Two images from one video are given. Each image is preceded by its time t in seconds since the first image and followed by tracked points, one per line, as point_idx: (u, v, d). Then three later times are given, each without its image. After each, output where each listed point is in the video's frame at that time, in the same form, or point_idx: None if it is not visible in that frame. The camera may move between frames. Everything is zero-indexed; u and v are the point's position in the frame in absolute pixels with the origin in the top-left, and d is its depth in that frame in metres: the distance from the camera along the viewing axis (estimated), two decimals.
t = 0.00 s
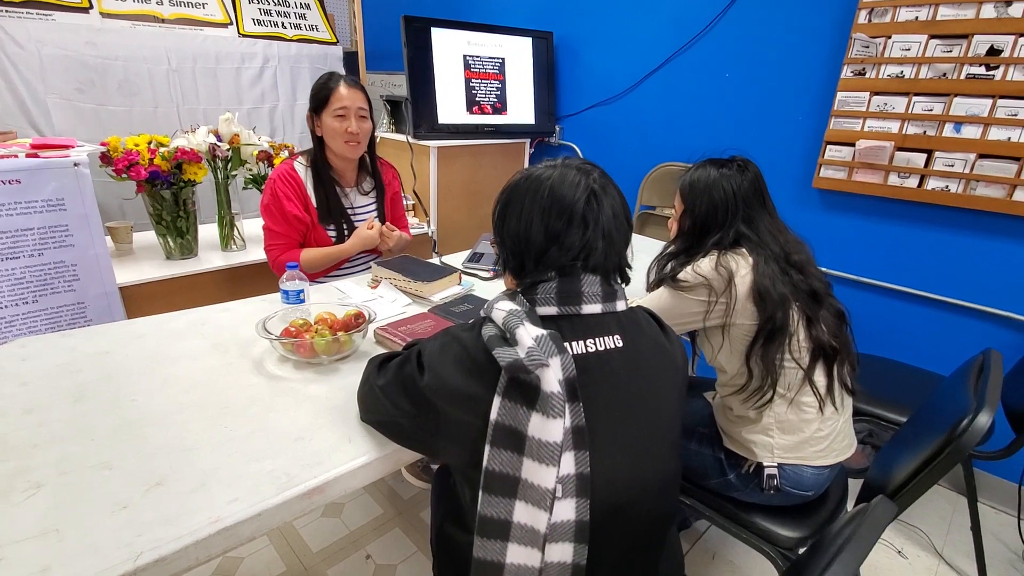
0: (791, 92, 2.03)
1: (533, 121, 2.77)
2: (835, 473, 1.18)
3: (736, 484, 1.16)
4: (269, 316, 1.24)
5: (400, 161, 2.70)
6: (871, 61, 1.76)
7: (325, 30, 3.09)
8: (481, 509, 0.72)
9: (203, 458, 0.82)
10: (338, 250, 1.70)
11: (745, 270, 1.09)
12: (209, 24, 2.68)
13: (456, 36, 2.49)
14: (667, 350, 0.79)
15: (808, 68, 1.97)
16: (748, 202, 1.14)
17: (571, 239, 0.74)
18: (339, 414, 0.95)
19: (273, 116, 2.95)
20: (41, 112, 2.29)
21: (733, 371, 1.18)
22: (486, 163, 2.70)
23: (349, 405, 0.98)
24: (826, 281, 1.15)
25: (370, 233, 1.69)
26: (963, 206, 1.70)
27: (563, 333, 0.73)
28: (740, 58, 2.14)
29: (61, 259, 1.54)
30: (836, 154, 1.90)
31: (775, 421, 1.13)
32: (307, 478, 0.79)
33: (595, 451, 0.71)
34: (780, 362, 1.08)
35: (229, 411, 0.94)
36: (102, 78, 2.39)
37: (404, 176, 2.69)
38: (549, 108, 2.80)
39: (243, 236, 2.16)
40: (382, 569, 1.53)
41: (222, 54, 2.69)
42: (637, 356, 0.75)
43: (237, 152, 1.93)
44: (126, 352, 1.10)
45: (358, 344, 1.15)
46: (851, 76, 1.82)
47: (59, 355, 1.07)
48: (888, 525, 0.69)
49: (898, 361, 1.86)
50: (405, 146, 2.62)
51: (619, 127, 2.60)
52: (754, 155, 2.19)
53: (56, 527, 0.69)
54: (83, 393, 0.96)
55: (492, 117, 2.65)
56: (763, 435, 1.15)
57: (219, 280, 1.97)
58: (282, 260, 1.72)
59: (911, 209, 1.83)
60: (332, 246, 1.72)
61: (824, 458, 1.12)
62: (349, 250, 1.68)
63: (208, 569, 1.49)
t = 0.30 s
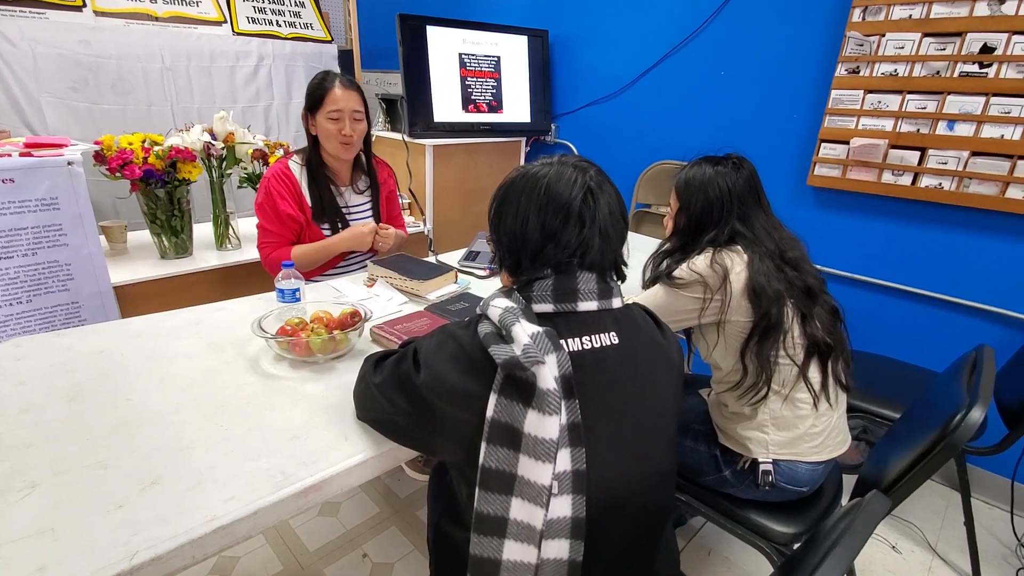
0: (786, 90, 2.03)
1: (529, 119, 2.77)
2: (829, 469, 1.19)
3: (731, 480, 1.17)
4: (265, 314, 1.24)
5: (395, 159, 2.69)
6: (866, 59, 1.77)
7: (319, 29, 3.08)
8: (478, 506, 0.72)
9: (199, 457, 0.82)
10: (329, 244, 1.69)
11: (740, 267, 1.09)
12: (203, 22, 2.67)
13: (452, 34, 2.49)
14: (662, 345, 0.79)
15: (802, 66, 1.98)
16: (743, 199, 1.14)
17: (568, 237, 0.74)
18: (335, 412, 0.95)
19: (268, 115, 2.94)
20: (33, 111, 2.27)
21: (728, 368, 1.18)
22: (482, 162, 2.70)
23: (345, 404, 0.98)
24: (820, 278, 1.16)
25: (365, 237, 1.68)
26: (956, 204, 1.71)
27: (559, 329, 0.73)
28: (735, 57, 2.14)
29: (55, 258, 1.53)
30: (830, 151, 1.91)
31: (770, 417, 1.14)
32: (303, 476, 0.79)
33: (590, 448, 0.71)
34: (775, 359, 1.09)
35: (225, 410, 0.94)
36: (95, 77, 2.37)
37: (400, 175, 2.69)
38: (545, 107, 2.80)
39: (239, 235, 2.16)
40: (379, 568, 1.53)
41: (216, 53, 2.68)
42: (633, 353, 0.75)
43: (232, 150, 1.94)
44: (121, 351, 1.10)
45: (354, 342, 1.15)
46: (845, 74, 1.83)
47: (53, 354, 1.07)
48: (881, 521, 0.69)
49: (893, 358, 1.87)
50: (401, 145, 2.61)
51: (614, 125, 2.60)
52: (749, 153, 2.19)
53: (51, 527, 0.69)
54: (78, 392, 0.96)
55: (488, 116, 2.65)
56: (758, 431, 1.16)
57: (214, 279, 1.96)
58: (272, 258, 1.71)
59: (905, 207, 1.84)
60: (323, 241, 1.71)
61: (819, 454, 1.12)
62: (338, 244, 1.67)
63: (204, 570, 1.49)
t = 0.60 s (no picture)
0: (780, 90, 2.04)
1: (524, 118, 2.77)
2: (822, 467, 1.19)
3: (725, 478, 1.18)
4: (259, 314, 1.24)
5: (390, 158, 2.69)
6: (859, 58, 1.78)
7: (314, 27, 3.05)
8: (470, 506, 0.72)
9: (192, 458, 0.82)
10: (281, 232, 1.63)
11: (733, 266, 1.10)
12: (196, 20, 2.64)
13: (447, 33, 2.49)
14: (655, 345, 0.79)
15: (796, 66, 1.98)
16: (736, 198, 1.14)
17: (560, 237, 0.74)
18: (328, 412, 0.95)
19: (263, 114, 2.92)
20: (24, 109, 2.25)
21: (721, 366, 1.19)
22: (478, 160, 2.70)
23: (339, 404, 0.97)
24: (814, 277, 1.16)
25: (303, 216, 1.55)
26: (948, 202, 1.72)
27: (551, 329, 0.73)
28: (729, 56, 2.15)
29: (47, 258, 1.52)
30: (824, 150, 1.92)
31: (763, 415, 1.15)
32: (296, 477, 0.79)
33: (583, 447, 0.72)
34: (767, 357, 1.09)
35: (218, 410, 0.93)
36: (87, 76, 2.36)
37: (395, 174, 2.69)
38: (540, 106, 2.80)
39: (233, 234, 2.15)
40: (375, 567, 1.53)
41: (209, 51, 2.67)
42: (626, 353, 0.75)
43: (226, 149, 1.92)
44: (113, 351, 1.09)
45: (348, 342, 1.15)
46: (838, 73, 1.83)
47: (45, 355, 1.06)
48: (873, 517, 0.70)
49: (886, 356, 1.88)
50: (396, 144, 2.61)
51: (610, 124, 2.60)
52: (744, 152, 2.20)
53: (41, 529, 0.68)
54: (70, 393, 0.95)
55: (483, 115, 2.65)
56: (751, 429, 1.16)
57: (209, 279, 1.95)
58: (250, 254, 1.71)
59: (897, 205, 1.85)
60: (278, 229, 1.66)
61: (811, 452, 1.13)
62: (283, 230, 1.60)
63: (199, 570, 1.49)
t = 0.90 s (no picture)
0: (777, 90, 2.04)
1: (521, 118, 2.77)
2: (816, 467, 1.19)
3: (719, 478, 1.18)
4: (253, 313, 1.24)
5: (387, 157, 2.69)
6: (855, 59, 1.78)
7: (310, 26, 3.09)
8: (462, 506, 0.72)
9: (184, 458, 0.81)
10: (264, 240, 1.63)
11: (727, 267, 1.10)
12: (192, 18, 2.69)
13: (444, 32, 2.48)
14: (648, 345, 0.79)
15: (793, 67, 1.98)
16: (730, 198, 1.14)
17: (552, 237, 0.74)
18: (321, 413, 0.95)
19: (259, 112, 2.92)
20: (18, 107, 2.24)
21: (716, 367, 1.19)
22: (475, 160, 2.70)
23: (332, 404, 0.97)
24: (808, 278, 1.16)
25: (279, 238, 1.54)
26: (943, 203, 1.72)
27: (543, 329, 0.73)
28: (726, 57, 2.15)
29: (40, 258, 1.52)
30: (820, 151, 1.92)
31: (757, 416, 1.15)
32: (288, 478, 0.79)
33: (574, 449, 0.72)
34: (761, 358, 1.09)
35: (211, 411, 0.93)
36: (82, 74, 2.35)
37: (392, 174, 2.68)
38: (538, 105, 2.80)
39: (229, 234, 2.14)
40: (369, 567, 1.52)
41: (205, 50, 2.66)
42: (618, 353, 0.75)
43: (221, 149, 1.92)
44: (106, 351, 1.09)
45: (342, 342, 1.15)
46: (835, 74, 1.83)
47: (37, 355, 1.06)
48: (863, 517, 0.70)
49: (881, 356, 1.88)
50: (392, 144, 2.61)
51: (607, 124, 2.60)
52: (740, 152, 2.20)
53: (30, 530, 0.68)
54: (62, 393, 0.95)
55: (480, 114, 2.64)
56: (745, 430, 1.16)
57: (204, 278, 1.95)
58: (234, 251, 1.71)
59: (893, 206, 1.85)
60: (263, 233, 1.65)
61: (804, 452, 1.13)
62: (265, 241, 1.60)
63: (193, 570, 1.49)
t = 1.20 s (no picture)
0: (774, 89, 2.04)
1: (519, 117, 2.77)
2: (812, 465, 1.19)
3: (715, 477, 1.17)
4: (247, 310, 1.24)
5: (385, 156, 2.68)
6: (852, 57, 1.78)
7: (307, 24, 3.04)
8: (454, 503, 0.72)
9: (175, 455, 0.81)
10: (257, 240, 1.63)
11: (723, 264, 1.09)
12: (189, 16, 2.66)
13: (441, 31, 2.48)
14: (642, 342, 0.78)
15: (790, 65, 1.98)
16: (726, 196, 1.14)
17: (545, 233, 0.74)
18: (314, 410, 0.94)
19: (257, 111, 2.91)
20: (15, 105, 2.24)
21: (712, 365, 1.19)
22: (473, 159, 2.70)
23: (325, 401, 0.97)
24: (805, 276, 1.16)
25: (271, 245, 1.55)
26: (941, 202, 1.72)
27: (536, 326, 0.72)
28: (724, 55, 2.14)
29: (35, 255, 1.51)
30: (817, 150, 1.92)
31: (753, 414, 1.14)
32: (279, 474, 0.78)
33: (566, 446, 0.71)
34: (757, 356, 1.09)
35: (204, 407, 0.93)
36: (79, 72, 2.35)
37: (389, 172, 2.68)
38: (536, 104, 2.80)
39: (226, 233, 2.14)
40: (365, 566, 1.52)
41: (203, 48, 2.66)
42: (611, 350, 0.75)
43: (218, 146, 1.92)
44: (99, 348, 1.09)
45: (337, 340, 1.15)
46: (832, 73, 1.83)
47: (29, 351, 1.05)
48: (857, 515, 0.69)
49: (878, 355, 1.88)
50: (389, 142, 2.61)
51: (605, 123, 2.59)
52: (738, 151, 2.20)
53: (19, 526, 0.68)
54: (54, 389, 0.95)
55: (478, 113, 2.64)
56: (741, 428, 1.16)
57: (201, 276, 1.95)
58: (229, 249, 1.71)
59: (890, 205, 1.85)
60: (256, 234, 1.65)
61: (800, 450, 1.13)
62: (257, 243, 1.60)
63: (187, 569, 1.48)
